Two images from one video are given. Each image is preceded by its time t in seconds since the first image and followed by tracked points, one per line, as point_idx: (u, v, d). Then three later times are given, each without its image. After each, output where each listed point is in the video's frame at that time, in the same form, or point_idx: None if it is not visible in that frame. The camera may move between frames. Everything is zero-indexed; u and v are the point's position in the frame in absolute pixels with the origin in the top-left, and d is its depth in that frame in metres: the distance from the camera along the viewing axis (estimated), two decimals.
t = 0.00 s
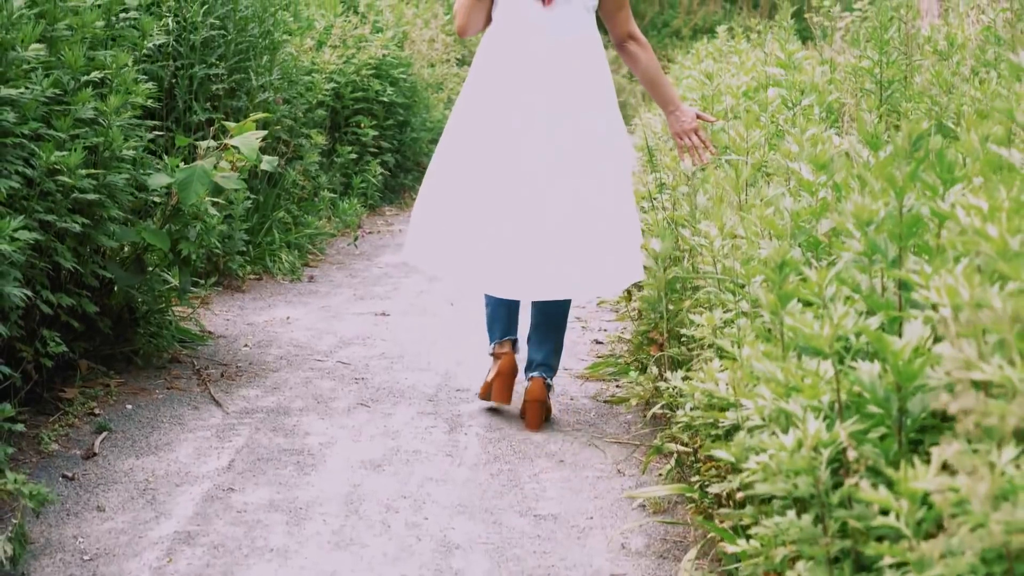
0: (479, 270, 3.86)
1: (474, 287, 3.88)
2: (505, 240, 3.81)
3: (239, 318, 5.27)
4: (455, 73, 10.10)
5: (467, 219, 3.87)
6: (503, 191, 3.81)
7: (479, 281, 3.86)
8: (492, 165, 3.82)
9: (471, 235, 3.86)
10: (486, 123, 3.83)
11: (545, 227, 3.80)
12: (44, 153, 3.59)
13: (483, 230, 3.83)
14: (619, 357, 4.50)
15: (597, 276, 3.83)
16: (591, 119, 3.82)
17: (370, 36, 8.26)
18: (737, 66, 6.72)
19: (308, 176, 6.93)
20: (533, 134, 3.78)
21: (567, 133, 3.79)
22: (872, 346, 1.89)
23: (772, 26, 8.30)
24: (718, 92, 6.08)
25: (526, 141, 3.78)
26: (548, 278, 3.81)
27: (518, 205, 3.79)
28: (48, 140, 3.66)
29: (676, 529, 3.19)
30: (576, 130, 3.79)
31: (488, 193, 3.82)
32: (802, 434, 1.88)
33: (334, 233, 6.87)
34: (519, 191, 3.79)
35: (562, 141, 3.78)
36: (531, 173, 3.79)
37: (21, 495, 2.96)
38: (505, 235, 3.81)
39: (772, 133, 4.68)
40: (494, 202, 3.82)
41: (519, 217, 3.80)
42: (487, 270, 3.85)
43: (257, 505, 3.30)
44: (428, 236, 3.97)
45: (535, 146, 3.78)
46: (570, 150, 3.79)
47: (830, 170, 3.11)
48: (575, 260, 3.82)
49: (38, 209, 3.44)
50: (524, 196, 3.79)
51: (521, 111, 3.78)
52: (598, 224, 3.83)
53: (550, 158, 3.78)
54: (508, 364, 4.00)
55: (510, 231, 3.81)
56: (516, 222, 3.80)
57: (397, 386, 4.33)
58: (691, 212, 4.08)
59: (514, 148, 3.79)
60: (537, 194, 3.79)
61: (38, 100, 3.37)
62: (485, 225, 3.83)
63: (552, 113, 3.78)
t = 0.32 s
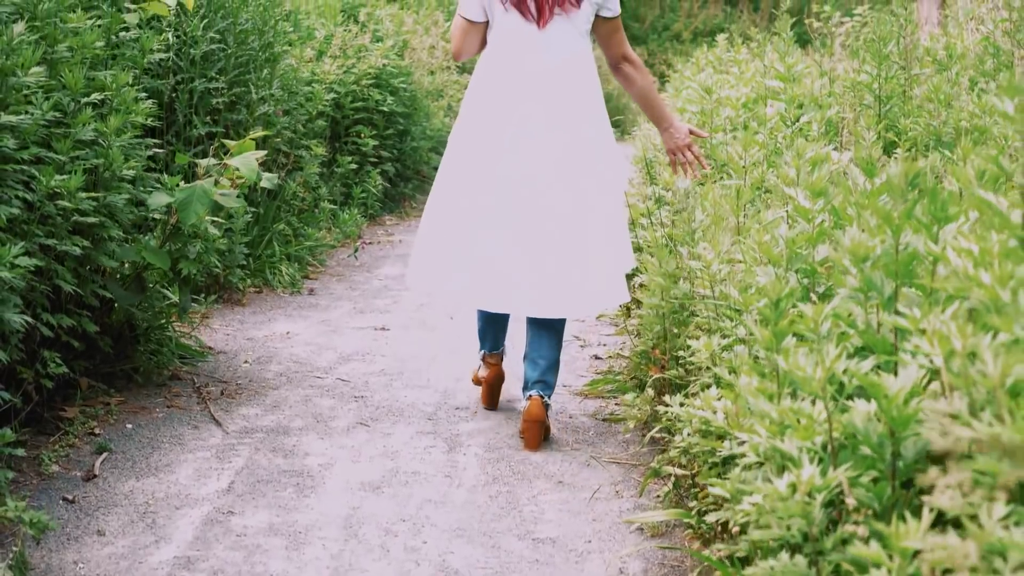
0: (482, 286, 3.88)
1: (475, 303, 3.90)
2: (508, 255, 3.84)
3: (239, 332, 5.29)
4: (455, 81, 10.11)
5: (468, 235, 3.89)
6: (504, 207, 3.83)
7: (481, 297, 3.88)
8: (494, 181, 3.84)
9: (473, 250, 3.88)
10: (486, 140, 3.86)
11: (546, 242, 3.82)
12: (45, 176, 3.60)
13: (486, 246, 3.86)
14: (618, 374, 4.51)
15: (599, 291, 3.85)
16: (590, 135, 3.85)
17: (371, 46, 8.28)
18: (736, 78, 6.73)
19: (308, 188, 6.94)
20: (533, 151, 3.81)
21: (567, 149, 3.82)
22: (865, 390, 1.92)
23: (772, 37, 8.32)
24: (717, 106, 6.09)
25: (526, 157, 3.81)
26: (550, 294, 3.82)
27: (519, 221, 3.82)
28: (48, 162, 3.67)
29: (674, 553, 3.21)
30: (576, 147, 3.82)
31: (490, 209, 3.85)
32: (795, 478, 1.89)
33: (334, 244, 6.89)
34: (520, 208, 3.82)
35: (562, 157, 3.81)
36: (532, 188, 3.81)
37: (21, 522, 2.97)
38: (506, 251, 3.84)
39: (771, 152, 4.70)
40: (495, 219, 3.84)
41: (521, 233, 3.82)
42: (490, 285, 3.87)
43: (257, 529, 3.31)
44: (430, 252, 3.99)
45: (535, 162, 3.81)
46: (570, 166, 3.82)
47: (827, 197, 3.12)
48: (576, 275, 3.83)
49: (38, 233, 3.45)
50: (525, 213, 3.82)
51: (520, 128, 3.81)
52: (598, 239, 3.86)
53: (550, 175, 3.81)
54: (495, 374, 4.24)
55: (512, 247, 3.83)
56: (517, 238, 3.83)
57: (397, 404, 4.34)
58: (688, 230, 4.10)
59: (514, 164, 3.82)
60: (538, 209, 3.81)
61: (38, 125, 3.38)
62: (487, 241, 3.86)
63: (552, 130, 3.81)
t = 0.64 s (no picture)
0: (484, 298, 4.03)
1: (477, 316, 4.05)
2: (509, 267, 4.00)
3: (239, 346, 5.31)
4: (455, 88, 10.13)
5: (469, 250, 4.05)
6: (504, 222, 3.99)
7: (483, 310, 4.04)
8: (493, 197, 4.00)
9: (474, 263, 4.04)
10: (483, 158, 4.02)
11: (546, 254, 3.98)
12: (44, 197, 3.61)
13: (487, 259, 4.02)
14: (617, 390, 4.51)
15: (599, 298, 4.02)
16: (584, 151, 4.02)
17: (371, 55, 8.30)
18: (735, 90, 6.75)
19: (308, 199, 6.96)
20: (530, 167, 3.97)
21: (561, 166, 3.99)
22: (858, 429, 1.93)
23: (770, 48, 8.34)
24: (716, 120, 6.11)
25: (524, 174, 3.98)
26: (552, 304, 3.98)
27: (518, 234, 3.98)
28: (48, 183, 3.69)
29: None
30: (571, 162, 3.99)
31: (490, 223, 4.01)
32: (790, 518, 1.90)
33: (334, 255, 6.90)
34: (520, 221, 3.98)
35: (558, 173, 3.98)
36: (531, 203, 3.97)
37: (20, 546, 2.99)
38: (506, 262, 4.00)
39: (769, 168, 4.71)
40: (490, 237, 4.01)
41: (522, 245, 3.99)
42: (491, 297, 4.03)
43: (256, 550, 3.32)
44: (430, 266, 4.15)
45: (532, 178, 3.97)
46: (566, 180, 3.98)
47: (823, 221, 3.13)
48: (576, 284, 4.00)
49: (38, 255, 3.45)
50: (525, 226, 3.98)
51: (513, 151, 3.98)
52: (596, 248, 4.03)
53: (547, 189, 3.97)
54: (501, 387, 4.33)
55: (513, 259, 4.00)
56: (518, 251, 3.99)
57: (396, 422, 4.35)
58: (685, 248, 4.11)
59: (512, 180, 3.98)
60: (537, 223, 3.98)
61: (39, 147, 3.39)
62: (488, 254, 4.02)
63: (547, 147, 3.97)
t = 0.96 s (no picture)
0: (487, 308, 4.20)
1: (479, 326, 4.21)
2: (511, 277, 4.18)
3: (239, 362, 5.33)
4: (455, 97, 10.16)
5: (471, 263, 4.22)
6: (505, 234, 4.18)
7: (486, 319, 4.20)
8: (492, 211, 4.18)
9: (475, 275, 4.21)
10: (481, 175, 4.20)
11: (548, 262, 4.18)
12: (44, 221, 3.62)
13: (489, 271, 4.20)
14: (616, 409, 4.52)
15: (598, 302, 4.22)
16: (575, 166, 4.22)
17: (370, 66, 8.33)
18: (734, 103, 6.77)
19: (308, 212, 6.98)
20: (528, 181, 4.16)
21: (552, 184, 4.18)
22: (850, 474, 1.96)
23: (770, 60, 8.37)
24: (714, 135, 6.13)
25: (521, 190, 4.17)
26: (555, 310, 4.17)
27: (512, 250, 4.17)
28: (48, 207, 3.71)
29: None
30: (567, 174, 4.20)
31: (490, 236, 4.19)
32: (782, 563, 1.91)
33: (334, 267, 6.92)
34: (520, 233, 4.17)
35: (555, 185, 4.19)
36: (530, 214, 4.17)
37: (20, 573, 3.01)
38: (509, 272, 4.18)
39: (767, 187, 4.74)
40: (485, 254, 4.20)
41: (523, 255, 4.17)
42: (494, 307, 4.19)
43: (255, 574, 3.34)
44: (429, 282, 4.30)
45: (530, 191, 4.17)
46: (564, 192, 4.19)
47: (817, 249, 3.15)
48: (571, 294, 4.20)
49: (38, 281, 3.47)
50: (525, 236, 4.17)
51: (506, 172, 4.17)
52: (594, 254, 4.24)
53: (546, 201, 4.17)
54: (497, 404, 4.40)
55: (512, 272, 4.18)
56: (520, 261, 4.18)
57: (395, 441, 4.38)
58: (683, 269, 4.14)
59: (506, 199, 4.17)
60: (534, 236, 4.17)
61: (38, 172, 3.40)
62: (491, 266, 4.20)
63: (543, 162, 4.18)
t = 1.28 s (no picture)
0: (485, 315, 4.35)
1: (476, 334, 4.36)
2: (508, 285, 4.35)
3: (238, 378, 5.35)
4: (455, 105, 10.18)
5: (468, 272, 4.38)
6: (501, 244, 4.34)
7: (484, 326, 4.36)
8: (489, 221, 4.35)
9: (472, 284, 4.37)
10: (476, 186, 4.36)
11: (543, 269, 4.37)
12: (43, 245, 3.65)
13: (486, 279, 4.36)
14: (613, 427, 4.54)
15: (590, 307, 4.42)
16: (567, 179, 4.41)
17: (370, 76, 8.35)
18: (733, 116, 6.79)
19: (308, 224, 7.00)
20: (524, 192, 4.33)
21: (545, 196, 4.36)
22: (840, 516, 1.97)
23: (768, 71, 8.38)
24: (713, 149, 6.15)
25: (515, 203, 4.34)
26: (550, 315, 4.37)
27: (506, 261, 4.34)
28: (48, 230, 3.73)
29: None
30: (560, 186, 4.39)
31: (487, 246, 4.35)
32: None
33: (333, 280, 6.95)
34: (517, 242, 4.34)
35: (550, 195, 4.37)
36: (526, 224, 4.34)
37: None
38: (506, 280, 4.35)
39: (764, 206, 4.75)
40: (480, 265, 4.36)
41: (520, 264, 4.35)
42: (492, 314, 4.35)
43: None
44: (426, 291, 4.45)
45: (526, 201, 4.34)
46: (558, 202, 4.38)
47: (813, 278, 3.16)
48: (563, 302, 4.39)
49: (38, 305, 3.48)
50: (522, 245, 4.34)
51: (500, 186, 4.34)
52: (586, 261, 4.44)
53: (541, 211, 4.35)
54: (495, 425, 4.45)
55: (506, 283, 4.35)
56: (516, 269, 4.35)
57: (394, 459, 4.40)
58: (681, 289, 4.15)
59: (501, 212, 4.34)
60: (528, 247, 4.34)
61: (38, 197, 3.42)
62: (488, 275, 4.36)
63: (538, 173, 4.35)
